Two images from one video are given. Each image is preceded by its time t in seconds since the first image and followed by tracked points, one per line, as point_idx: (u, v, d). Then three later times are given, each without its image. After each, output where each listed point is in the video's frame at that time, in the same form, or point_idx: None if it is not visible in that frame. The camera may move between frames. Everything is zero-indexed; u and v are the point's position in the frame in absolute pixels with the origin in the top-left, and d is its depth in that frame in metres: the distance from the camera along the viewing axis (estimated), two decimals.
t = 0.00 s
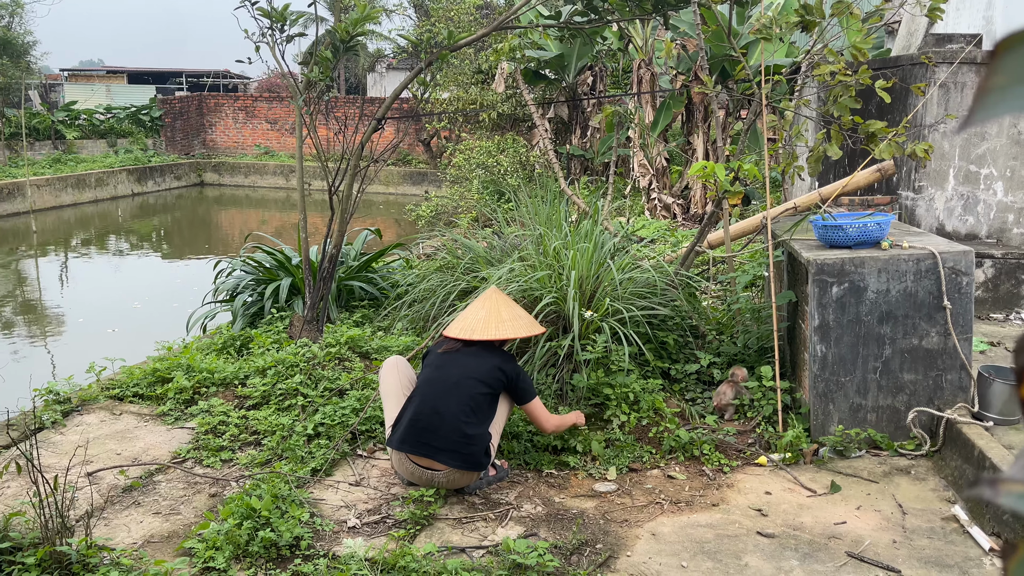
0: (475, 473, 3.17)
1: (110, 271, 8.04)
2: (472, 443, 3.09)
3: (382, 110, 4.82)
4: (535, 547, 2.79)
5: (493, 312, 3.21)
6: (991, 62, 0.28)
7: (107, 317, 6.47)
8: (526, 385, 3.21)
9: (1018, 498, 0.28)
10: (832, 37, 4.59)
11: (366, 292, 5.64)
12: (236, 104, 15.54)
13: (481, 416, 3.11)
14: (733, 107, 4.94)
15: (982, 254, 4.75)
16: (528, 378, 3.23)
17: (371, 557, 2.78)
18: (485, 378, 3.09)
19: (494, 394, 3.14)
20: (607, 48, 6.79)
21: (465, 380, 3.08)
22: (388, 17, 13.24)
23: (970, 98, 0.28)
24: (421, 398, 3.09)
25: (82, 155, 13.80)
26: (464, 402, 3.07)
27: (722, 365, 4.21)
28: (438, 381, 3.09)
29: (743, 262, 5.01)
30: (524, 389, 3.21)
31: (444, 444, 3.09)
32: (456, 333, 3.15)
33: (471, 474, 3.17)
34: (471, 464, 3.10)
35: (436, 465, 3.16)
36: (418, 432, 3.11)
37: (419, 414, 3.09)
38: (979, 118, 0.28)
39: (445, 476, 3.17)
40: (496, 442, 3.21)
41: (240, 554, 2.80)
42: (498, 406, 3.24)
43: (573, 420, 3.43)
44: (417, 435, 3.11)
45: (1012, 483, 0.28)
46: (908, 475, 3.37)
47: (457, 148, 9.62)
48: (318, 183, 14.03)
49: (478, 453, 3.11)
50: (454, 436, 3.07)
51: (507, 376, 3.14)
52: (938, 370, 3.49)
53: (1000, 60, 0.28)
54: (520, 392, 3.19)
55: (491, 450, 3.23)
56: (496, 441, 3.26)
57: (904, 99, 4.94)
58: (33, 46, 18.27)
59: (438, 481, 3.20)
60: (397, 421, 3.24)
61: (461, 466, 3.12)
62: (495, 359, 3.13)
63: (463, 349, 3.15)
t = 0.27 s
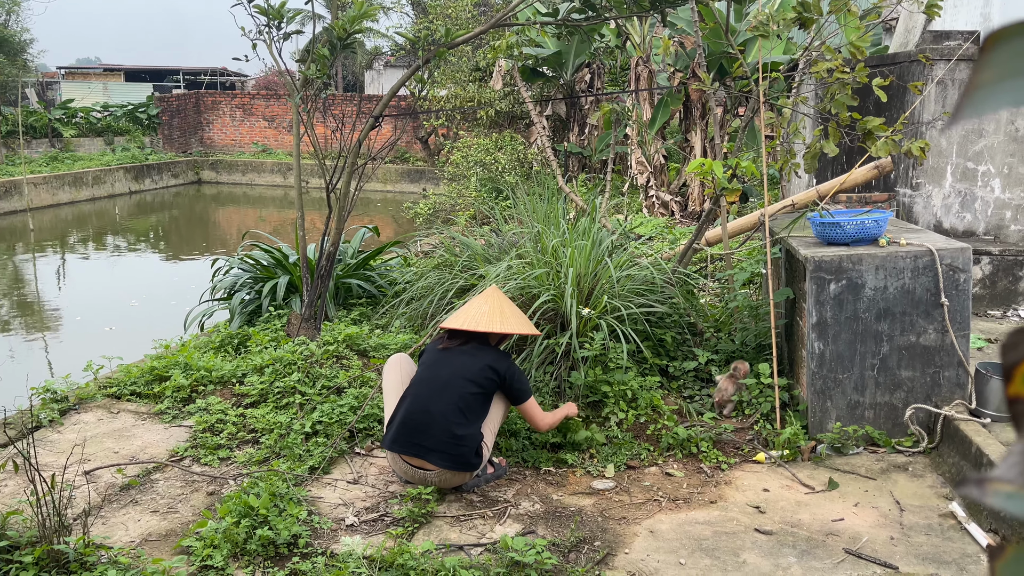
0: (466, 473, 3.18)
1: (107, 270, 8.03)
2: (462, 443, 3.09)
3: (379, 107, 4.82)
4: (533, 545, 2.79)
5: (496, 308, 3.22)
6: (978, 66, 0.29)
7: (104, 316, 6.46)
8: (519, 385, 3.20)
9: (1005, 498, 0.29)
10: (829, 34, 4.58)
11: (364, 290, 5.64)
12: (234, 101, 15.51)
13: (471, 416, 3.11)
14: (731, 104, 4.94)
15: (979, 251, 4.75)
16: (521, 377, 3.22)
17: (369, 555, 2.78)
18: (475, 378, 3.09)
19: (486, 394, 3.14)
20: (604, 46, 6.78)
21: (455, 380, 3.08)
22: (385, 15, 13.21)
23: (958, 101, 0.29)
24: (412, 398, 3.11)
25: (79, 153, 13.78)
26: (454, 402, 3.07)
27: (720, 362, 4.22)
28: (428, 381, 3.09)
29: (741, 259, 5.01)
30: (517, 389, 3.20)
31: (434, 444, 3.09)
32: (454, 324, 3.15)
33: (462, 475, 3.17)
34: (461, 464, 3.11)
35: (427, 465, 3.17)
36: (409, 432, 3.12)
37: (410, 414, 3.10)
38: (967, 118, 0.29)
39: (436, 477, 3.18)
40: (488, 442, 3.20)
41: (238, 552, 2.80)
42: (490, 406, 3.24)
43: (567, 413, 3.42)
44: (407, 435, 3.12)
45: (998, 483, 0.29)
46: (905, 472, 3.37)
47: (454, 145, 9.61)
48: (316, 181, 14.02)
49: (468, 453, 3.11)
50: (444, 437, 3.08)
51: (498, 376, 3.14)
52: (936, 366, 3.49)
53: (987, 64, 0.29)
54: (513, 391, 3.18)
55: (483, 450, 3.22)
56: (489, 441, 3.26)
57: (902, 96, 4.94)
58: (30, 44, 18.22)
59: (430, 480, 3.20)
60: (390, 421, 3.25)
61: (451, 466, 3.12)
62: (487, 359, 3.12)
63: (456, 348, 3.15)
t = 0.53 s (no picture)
0: (462, 472, 3.18)
1: (104, 268, 8.02)
2: (456, 442, 3.09)
3: (376, 105, 4.81)
4: (531, 543, 2.79)
5: (495, 305, 3.21)
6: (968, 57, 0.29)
7: (102, 314, 6.45)
8: (514, 384, 3.18)
9: (990, 498, 0.30)
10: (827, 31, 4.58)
11: (362, 288, 5.64)
12: (231, 99, 15.48)
13: (466, 415, 3.11)
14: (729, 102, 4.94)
15: (976, 248, 4.76)
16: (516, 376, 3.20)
17: (367, 553, 2.78)
18: (470, 377, 3.09)
19: (481, 392, 3.13)
20: (602, 43, 6.77)
21: (449, 379, 3.08)
22: (383, 12, 13.19)
23: (949, 93, 0.28)
24: (407, 398, 3.11)
25: (77, 151, 13.76)
26: (448, 401, 3.07)
27: (718, 360, 4.23)
28: (423, 380, 3.10)
29: (739, 257, 5.02)
30: (513, 387, 3.19)
31: (429, 443, 3.10)
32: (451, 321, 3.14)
33: (458, 473, 3.18)
34: (456, 463, 3.11)
35: (423, 464, 3.18)
36: (404, 431, 3.13)
37: (405, 413, 3.11)
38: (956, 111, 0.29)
39: (432, 476, 3.19)
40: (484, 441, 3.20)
41: (236, 550, 2.80)
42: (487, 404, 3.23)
43: (557, 404, 3.42)
44: (403, 434, 3.13)
45: (983, 483, 0.30)
46: (903, 469, 3.37)
47: (452, 143, 9.60)
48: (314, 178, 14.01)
49: (463, 452, 3.11)
50: (438, 436, 3.08)
51: (493, 375, 3.12)
52: (934, 364, 3.49)
53: (978, 55, 0.29)
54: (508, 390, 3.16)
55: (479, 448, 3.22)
56: (486, 440, 3.26)
57: (900, 94, 4.94)
58: (27, 41, 18.18)
59: (426, 479, 3.21)
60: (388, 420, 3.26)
61: (446, 465, 3.13)
62: (482, 357, 3.11)
63: (451, 347, 3.15)
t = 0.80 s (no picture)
0: (460, 469, 3.18)
1: (102, 266, 8.01)
2: (453, 440, 3.08)
3: (374, 103, 4.80)
4: (529, 540, 2.79)
5: (488, 302, 3.23)
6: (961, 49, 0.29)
7: (100, 312, 6.44)
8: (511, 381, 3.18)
9: (985, 494, 0.28)
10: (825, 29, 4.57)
11: (360, 286, 5.63)
12: (229, 97, 15.46)
13: (463, 412, 3.10)
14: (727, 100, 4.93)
15: (974, 246, 4.76)
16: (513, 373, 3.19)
17: (366, 551, 2.78)
18: (466, 375, 3.08)
19: (478, 389, 3.12)
20: (600, 41, 6.77)
21: (445, 377, 3.07)
22: (381, 10, 13.16)
23: (943, 83, 0.28)
24: (404, 396, 3.11)
25: (74, 149, 13.74)
26: (444, 399, 3.07)
27: (716, 358, 4.23)
28: (419, 379, 3.09)
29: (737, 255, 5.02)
30: (509, 384, 3.18)
31: (426, 441, 3.10)
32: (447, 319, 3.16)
33: (456, 471, 3.18)
34: (453, 461, 3.11)
35: (421, 462, 3.18)
36: (401, 429, 3.13)
37: (401, 412, 3.11)
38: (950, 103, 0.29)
39: (430, 473, 3.19)
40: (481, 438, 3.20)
41: (234, 548, 2.79)
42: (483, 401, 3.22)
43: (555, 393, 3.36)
44: (400, 432, 3.13)
45: (978, 480, 0.29)
46: (901, 467, 3.38)
47: (450, 141, 9.59)
48: (312, 176, 14.00)
49: (460, 450, 3.11)
50: (435, 434, 3.08)
51: (489, 372, 3.11)
52: (931, 362, 3.50)
53: (968, 48, 0.29)
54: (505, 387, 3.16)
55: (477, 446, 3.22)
56: (483, 436, 3.25)
57: (898, 92, 4.94)
58: (24, 39, 18.14)
59: (425, 477, 3.21)
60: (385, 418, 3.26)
61: (444, 463, 3.13)
62: (478, 355, 3.10)
63: (447, 345, 3.14)
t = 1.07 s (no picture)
0: (457, 467, 3.18)
1: (100, 264, 8.00)
2: (450, 439, 3.09)
3: (372, 101, 4.80)
4: (527, 538, 2.79)
5: (487, 301, 3.23)
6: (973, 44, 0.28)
7: (98, 311, 6.43)
8: (508, 380, 3.18)
9: (1001, 487, 0.27)
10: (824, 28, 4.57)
11: (358, 284, 5.62)
12: (227, 95, 15.44)
13: (459, 411, 3.10)
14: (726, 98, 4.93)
15: (972, 244, 4.77)
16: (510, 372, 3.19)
17: (364, 549, 2.78)
18: (463, 374, 3.08)
19: (475, 388, 3.12)
20: (599, 39, 6.76)
21: (442, 376, 3.06)
22: (380, 8, 13.14)
23: (953, 81, 0.27)
24: (401, 395, 3.11)
25: (72, 148, 13.73)
26: (441, 398, 3.07)
27: (714, 356, 4.24)
28: (416, 377, 3.09)
29: (735, 253, 5.02)
30: (506, 383, 3.18)
31: (423, 440, 3.10)
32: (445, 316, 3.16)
33: (453, 469, 3.18)
34: (450, 460, 3.11)
35: (418, 460, 3.18)
36: (398, 428, 3.13)
37: (398, 410, 3.11)
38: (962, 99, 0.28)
39: (427, 472, 3.19)
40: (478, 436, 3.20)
41: (232, 547, 2.79)
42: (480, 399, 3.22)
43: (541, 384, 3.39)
44: (397, 431, 3.13)
45: (995, 473, 0.28)
46: (899, 465, 3.38)
47: (449, 139, 9.59)
48: (310, 175, 13.99)
49: (457, 449, 3.11)
50: (431, 433, 3.08)
51: (486, 371, 3.11)
52: (929, 360, 3.50)
53: (981, 43, 0.27)
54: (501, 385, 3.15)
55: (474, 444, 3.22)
56: (480, 435, 3.26)
57: (896, 90, 4.94)
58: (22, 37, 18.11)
59: (422, 475, 3.22)
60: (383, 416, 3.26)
61: (441, 462, 3.13)
62: (475, 353, 3.10)
63: (444, 343, 3.14)
